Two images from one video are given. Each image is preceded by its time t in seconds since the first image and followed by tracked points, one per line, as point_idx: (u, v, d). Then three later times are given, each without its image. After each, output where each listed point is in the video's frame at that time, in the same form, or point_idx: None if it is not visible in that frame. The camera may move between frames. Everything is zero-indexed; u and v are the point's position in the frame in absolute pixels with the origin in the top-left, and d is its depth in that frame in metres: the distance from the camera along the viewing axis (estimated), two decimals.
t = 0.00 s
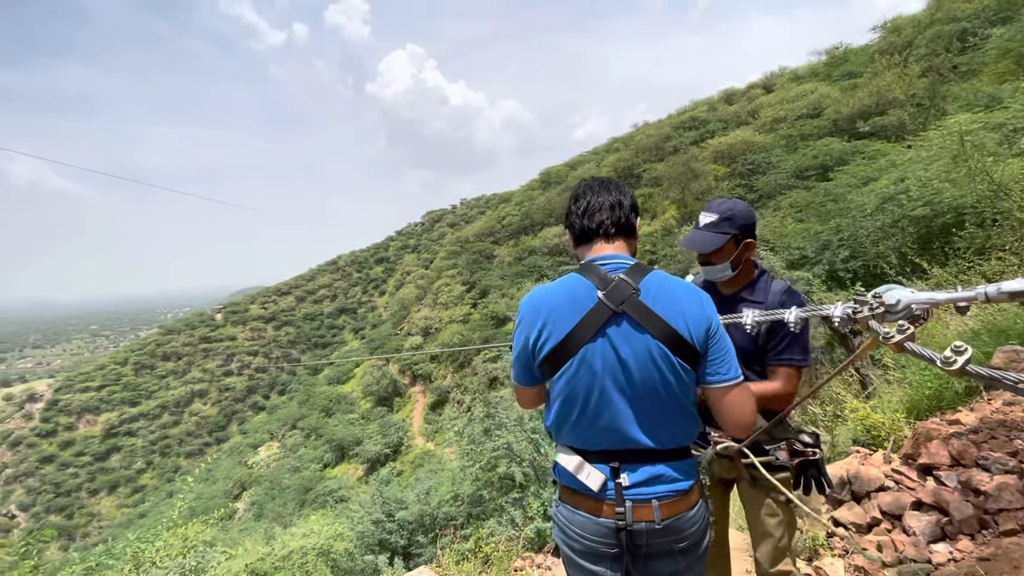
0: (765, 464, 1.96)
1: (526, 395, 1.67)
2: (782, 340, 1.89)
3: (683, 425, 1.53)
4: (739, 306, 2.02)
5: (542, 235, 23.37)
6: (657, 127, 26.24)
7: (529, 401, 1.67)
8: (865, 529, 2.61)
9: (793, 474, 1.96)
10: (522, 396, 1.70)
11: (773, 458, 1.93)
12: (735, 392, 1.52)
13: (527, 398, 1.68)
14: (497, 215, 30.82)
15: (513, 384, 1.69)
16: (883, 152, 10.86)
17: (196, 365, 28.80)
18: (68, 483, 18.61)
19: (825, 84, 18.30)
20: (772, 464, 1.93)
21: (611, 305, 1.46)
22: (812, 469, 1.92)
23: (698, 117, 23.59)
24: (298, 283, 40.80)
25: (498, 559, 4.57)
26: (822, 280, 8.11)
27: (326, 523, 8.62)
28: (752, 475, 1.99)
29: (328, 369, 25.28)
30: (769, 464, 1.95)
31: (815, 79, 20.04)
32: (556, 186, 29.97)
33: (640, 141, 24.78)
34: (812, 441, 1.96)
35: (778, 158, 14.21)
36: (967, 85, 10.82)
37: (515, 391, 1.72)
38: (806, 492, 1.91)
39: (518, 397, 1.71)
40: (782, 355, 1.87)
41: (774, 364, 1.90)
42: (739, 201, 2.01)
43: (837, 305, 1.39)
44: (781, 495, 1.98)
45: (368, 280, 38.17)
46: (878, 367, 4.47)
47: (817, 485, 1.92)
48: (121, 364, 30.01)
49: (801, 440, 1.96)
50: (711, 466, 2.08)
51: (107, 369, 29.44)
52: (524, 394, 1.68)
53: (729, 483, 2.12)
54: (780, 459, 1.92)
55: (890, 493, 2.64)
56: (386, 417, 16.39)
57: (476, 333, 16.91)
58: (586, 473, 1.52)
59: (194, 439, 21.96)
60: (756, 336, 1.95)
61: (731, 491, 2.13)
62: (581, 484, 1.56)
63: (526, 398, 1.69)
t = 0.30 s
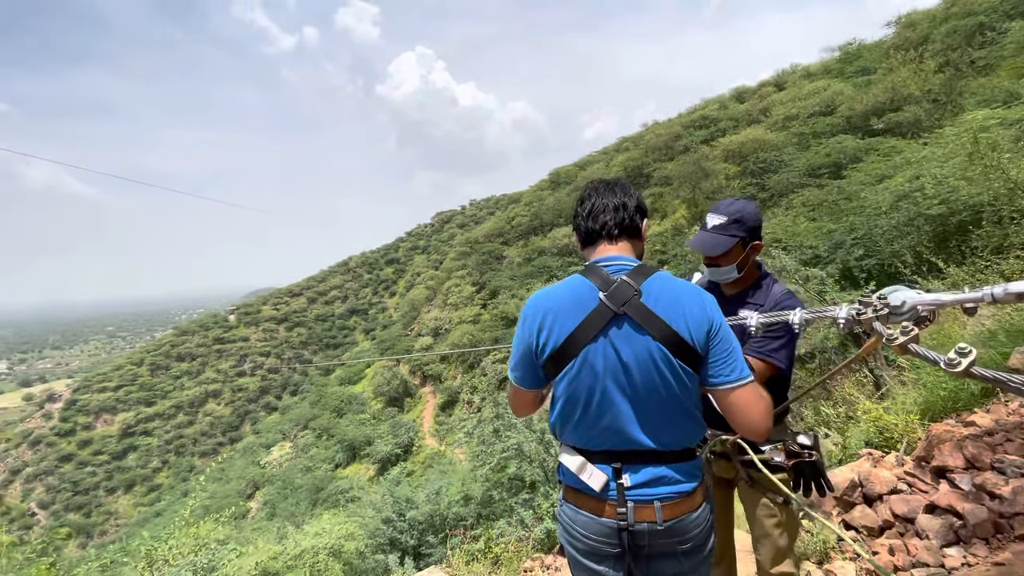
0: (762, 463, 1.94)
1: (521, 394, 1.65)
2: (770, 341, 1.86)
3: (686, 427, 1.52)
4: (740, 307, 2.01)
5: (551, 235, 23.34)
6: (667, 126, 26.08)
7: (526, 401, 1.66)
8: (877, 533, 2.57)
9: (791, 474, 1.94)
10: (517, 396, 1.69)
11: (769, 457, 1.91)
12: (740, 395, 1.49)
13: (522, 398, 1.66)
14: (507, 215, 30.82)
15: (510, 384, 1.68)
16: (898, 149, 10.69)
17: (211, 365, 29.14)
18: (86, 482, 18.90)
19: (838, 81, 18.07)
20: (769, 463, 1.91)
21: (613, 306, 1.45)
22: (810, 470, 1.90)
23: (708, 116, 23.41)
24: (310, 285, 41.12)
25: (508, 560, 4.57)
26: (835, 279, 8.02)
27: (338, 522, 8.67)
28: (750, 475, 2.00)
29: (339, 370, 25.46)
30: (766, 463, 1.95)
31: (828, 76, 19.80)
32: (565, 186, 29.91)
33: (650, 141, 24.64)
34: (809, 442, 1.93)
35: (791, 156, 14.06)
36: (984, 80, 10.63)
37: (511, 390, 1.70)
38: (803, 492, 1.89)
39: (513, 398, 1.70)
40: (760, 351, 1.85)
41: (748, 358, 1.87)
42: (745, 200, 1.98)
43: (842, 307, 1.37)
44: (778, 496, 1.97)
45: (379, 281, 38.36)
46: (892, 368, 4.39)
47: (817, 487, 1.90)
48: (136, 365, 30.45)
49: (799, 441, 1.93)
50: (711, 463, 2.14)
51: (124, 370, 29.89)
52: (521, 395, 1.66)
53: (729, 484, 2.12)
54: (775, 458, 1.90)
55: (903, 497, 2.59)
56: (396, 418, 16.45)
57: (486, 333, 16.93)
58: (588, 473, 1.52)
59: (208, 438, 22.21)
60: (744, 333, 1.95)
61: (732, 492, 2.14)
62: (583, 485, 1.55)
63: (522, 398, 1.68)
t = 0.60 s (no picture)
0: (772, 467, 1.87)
1: (521, 401, 1.59)
2: (777, 342, 1.83)
3: (691, 430, 1.49)
4: (745, 308, 1.98)
5: (563, 235, 23.28)
6: (680, 123, 25.85)
7: (526, 408, 1.59)
8: (892, 538, 2.50)
9: (802, 479, 1.88)
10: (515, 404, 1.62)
11: (779, 462, 1.84)
12: (748, 397, 1.46)
13: (522, 404, 1.60)
14: (518, 215, 30.80)
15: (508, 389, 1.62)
16: (917, 144, 10.48)
17: (227, 365, 29.55)
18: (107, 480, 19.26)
19: (855, 76, 17.77)
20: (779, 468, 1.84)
21: (617, 308, 1.42)
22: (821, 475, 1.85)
23: (722, 113, 23.16)
24: (323, 285, 41.51)
25: (519, 560, 4.56)
26: (852, 277, 7.88)
27: (352, 521, 8.73)
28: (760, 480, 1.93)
29: (352, 370, 25.66)
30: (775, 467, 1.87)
31: (845, 71, 19.47)
32: (576, 185, 29.82)
33: (662, 139, 24.45)
34: (821, 446, 1.88)
35: (806, 153, 13.86)
36: (1007, 73, 10.38)
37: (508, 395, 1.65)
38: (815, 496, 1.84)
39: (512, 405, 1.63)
40: (765, 352, 1.82)
41: (752, 358, 1.85)
42: (750, 201, 1.94)
43: (847, 308, 1.35)
44: (789, 501, 1.91)
45: (392, 281, 38.58)
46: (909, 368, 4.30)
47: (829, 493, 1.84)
48: (155, 364, 30.96)
49: (809, 445, 1.88)
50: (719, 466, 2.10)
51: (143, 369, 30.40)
52: (518, 401, 1.60)
53: (737, 487, 2.09)
54: (786, 464, 1.82)
55: (919, 501, 2.53)
56: (409, 417, 16.53)
57: (498, 333, 16.94)
58: (592, 477, 1.50)
59: (225, 438, 22.50)
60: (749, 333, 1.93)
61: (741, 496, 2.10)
62: (587, 489, 1.53)
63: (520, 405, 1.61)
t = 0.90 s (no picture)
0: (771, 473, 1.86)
1: (522, 410, 1.52)
2: (774, 344, 1.80)
3: (685, 436, 1.47)
4: (745, 310, 1.95)
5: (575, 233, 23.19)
6: (693, 119, 25.56)
7: (525, 416, 1.53)
8: (901, 544, 2.45)
9: (803, 485, 1.87)
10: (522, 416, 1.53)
11: (778, 467, 1.83)
12: (742, 402, 1.45)
13: (524, 416, 1.53)
14: (531, 213, 30.76)
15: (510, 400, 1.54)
16: (938, 137, 10.23)
17: (244, 364, 30.01)
18: (129, 476, 19.69)
19: (874, 68, 17.41)
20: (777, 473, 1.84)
21: (610, 313, 1.39)
22: (823, 481, 1.81)
23: (736, 108, 22.86)
24: (338, 285, 41.90)
25: (529, 560, 4.55)
26: (869, 275, 7.72)
27: (364, 519, 8.79)
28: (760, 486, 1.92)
29: (367, 369, 25.88)
30: (774, 472, 1.86)
31: (864, 63, 19.08)
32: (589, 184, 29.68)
33: (675, 135, 24.21)
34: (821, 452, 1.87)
35: (823, 148, 13.62)
36: None
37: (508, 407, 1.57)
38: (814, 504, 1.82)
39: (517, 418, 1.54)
40: (765, 355, 1.80)
41: (751, 360, 1.83)
42: (748, 203, 1.91)
43: (841, 315, 1.32)
44: (788, 507, 1.89)
45: (406, 280, 38.83)
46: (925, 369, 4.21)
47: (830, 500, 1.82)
48: (175, 363, 31.54)
49: (810, 451, 1.87)
50: (718, 472, 2.08)
51: (163, 368, 30.99)
52: (515, 410, 1.54)
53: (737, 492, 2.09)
54: (786, 469, 1.81)
55: (930, 507, 2.47)
56: (422, 416, 16.64)
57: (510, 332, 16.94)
58: (584, 484, 1.48)
59: (242, 435, 22.88)
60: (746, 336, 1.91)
61: (741, 501, 2.09)
62: (579, 496, 1.51)
63: (523, 416, 1.53)
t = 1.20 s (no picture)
0: (770, 471, 1.88)
1: (519, 412, 1.50)
2: (768, 340, 1.78)
3: (676, 435, 1.46)
4: (742, 308, 1.95)
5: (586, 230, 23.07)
6: (706, 114, 25.26)
7: (523, 418, 1.50)
8: (909, 546, 2.41)
9: (803, 485, 1.85)
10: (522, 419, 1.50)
11: (777, 465, 1.85)
12: (731, 399, 1.44)
13: (519, 418, 1.51)
14: (542, 211, 30.67)
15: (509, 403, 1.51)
16: (958, 129, 9.99)
17: (260, 362, 30.39)
18: (149, 472, 20.09)
19: (892, 60, 17.04)
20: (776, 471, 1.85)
21: (597, 311, 1.38)
22: (822, 481, 1.81)
23: (750, 103, 22.54)
24: (351, 283, 42.20)
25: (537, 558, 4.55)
26: (885, 270, 7.55)
27: (375, 516, 8.86)
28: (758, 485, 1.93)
29: (379, 366, 26.07)
30: (773, 471, 1.88)
31: (881, 55, 18.69)
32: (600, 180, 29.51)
33: (688, 131, 23.94)
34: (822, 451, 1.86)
35: (839, 142, 13.39)
36: None
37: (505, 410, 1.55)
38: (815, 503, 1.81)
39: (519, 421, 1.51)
40: (761, 352, 1.78)
41: (747, 357, 1.82)
42: (741, 199, 1.90)
43: (833, 313, 1.30)
44: (788, 506, 1.90)
45: (418, 278, 39.01)
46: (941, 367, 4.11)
47: (830, 499, 1.80)
48: (192, 361, 32.06)
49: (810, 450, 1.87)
50: (717, 471, 2.10)
51: (181, 366, 31.52)
52: (510, 414, 1.52)
53: (736, 492, 2.11)
54: (785, 467, 1.83)
55: (940, 508, 2.41)
56: (435, 413, 16.72)
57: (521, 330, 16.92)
58: (575, 484, 1.47)
59: (258, 432, 23.21)
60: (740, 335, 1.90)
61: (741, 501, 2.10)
62: (571, 496, 1.50)
63: (523, 419, 1.51)
